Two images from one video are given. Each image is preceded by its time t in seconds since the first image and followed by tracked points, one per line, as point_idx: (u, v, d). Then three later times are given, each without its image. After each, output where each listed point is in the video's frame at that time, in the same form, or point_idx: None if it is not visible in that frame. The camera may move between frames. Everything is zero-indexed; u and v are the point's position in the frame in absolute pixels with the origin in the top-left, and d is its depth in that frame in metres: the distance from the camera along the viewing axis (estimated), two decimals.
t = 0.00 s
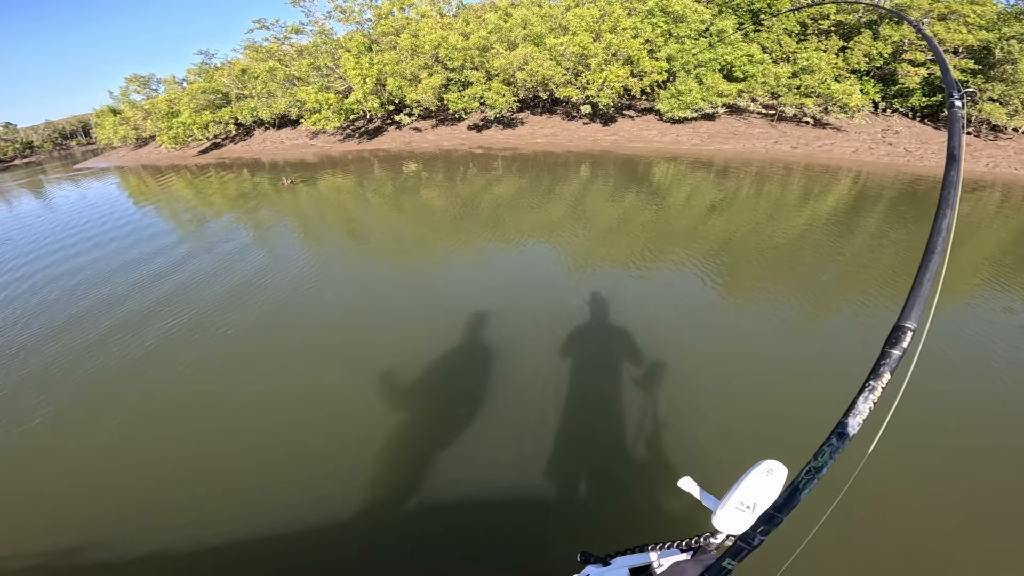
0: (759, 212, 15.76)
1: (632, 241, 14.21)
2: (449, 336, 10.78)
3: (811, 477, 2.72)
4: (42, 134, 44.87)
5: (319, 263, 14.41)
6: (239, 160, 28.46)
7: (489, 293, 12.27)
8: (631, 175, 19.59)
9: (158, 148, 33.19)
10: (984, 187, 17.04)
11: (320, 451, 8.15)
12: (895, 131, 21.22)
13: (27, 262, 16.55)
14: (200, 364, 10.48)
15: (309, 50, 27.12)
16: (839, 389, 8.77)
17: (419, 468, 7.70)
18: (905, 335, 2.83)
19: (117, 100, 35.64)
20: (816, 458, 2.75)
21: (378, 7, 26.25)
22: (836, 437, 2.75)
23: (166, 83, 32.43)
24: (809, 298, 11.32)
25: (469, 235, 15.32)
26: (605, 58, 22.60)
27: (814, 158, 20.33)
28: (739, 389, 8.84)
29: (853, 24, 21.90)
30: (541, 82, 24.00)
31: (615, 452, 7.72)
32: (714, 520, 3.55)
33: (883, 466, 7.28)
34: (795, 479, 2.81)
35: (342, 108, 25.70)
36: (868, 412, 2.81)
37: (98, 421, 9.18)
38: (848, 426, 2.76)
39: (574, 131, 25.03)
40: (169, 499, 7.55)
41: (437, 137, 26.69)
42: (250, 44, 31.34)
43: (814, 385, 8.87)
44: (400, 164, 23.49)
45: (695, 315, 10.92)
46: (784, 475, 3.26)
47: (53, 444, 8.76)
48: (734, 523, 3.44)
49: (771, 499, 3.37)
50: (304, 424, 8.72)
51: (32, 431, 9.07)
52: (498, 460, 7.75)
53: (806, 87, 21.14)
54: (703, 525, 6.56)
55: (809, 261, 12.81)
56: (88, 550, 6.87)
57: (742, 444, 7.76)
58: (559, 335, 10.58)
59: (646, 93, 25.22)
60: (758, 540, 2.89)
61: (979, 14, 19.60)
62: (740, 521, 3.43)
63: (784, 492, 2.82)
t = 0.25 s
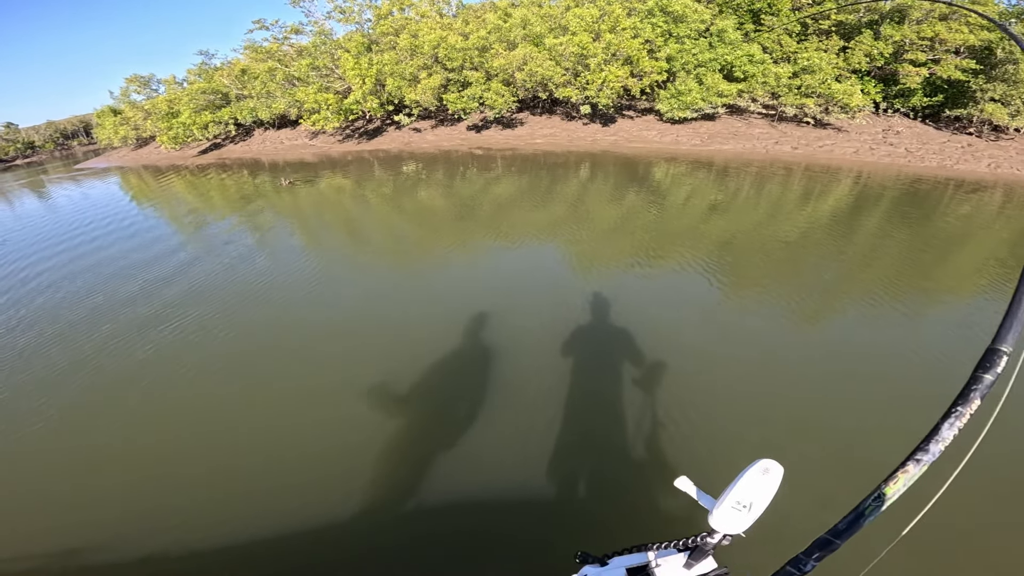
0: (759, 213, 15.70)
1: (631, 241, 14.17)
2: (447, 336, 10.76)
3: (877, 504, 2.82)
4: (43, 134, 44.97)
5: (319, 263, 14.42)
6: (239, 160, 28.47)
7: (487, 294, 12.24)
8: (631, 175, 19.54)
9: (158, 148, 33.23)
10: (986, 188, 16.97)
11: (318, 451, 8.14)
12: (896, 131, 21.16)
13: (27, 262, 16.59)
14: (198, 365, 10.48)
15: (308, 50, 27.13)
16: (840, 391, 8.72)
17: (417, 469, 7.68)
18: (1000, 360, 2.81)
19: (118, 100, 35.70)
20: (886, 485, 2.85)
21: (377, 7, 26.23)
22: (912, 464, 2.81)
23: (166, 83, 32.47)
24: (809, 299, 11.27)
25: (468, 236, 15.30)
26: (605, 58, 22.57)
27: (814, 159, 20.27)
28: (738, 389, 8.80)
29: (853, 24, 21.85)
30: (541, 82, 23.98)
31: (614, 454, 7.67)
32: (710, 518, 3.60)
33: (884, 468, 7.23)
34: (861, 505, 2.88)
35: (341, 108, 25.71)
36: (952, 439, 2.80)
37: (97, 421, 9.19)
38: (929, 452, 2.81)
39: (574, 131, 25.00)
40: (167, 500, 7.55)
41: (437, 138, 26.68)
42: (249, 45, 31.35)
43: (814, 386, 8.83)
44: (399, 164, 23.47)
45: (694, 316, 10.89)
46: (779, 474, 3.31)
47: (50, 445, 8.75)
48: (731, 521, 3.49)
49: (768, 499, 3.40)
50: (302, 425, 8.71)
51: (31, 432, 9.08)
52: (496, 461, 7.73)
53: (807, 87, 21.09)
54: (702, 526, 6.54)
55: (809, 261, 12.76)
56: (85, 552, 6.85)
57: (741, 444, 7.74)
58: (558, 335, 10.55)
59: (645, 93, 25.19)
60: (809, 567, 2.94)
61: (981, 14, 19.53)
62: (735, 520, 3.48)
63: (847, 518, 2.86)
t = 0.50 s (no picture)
0: (759, 214, 15.63)
1: (631, 242, 14.13)
2: (445, 337, 10.74)
3: (891, 505, 2.76)
4: (45, 134, 45.09)
5: (318, 263, 14.43)
6: (238, 161, 28.50)
7: (487, 294, 12.21)
8: (630, 176, 19.50)
9: (158, 148, 33.27)
10: (988, 188, 16.88)
11: (316, 451, 8.13)
12: (897, 131, 21.09)
13: (28, 261, 16.66)
14: (196, 366, 10.45)
15: (307, 50, 27.14)
16: (841, 392, 8.67)
17: (414, 468, 7.66)
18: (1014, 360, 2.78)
19: (118, 100, 35.73)
20: (902, 483, 2.79)
21: (377, 7, 26.23)
22: (928, 463, 2.75)
23: (166, 83, 32.53)
24: (809, 300, 11.23)
25: (468, 236, 15.28)
26: (604, 58, 22.53)
27: (815, 159, 20.21)
28: (737, 390, 8.76)
29: (855, 24, 21.79)
30: (540, 82, 23.96)
31: (613, 454, 7.64)
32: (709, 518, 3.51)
33: (886, 470, 7.18)
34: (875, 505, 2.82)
35: (340, 109, 25.72)
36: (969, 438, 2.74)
37: (95, 422, 9.18)
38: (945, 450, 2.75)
39: (573, 132, 24.96)
40: (165, 500, 7.55)
41: (436, 138, 26.66)
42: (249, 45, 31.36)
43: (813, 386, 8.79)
44: (398, 165, 23.46)
45: (694, 316, 10.84)
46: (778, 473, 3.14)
47: (48, 447, 8.72)
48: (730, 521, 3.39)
49: (766, 498, 3.25)
50: (300, 425, 8.68)
51: (28, 432, 9.06)
52: (494, 461, 7.69)
53: (808, 87, 21.03)
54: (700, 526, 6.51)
55: (809, 262, 12.70)
56: (82, 554, 6.81)
57: (740, 445, 7.70)
58: (557, 336, 10.51)
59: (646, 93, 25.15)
60: (820, 569, 2.84)
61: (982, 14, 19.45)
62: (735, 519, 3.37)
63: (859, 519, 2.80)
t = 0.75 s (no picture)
0: (759, 215, 15.58)
1: (630, 243, 14.10)
2: (444, 337, 10.72)
3: (918, 518, 2.64)
4: (47, 133, 45.23)
5: (318, 264, 14.42)
6: (239, 160, 28.55)
7: (486, 295, 12.17)
8: (630, 176, 19.47)
9: (159, 148, 33.35)
10: (989, 189, 16.81)
11: (314, 452, 8.12)
12: (899, 132, 21.01)
13: (31, 261, 16.73)
14: (196, 366, 10.45)
15: (307, 51, 27.16)
16: (842, 393, 8.62)
17: (411, 469, 7.64)
18: None
19: (119, 100, 35.78)
20: (930, 498, 2.64)
21: (377, 7, 26.23)
22: (960, 476, 2.59)
23: (168, 83, 32.61)
24: (810, 301, 11.17)
25: (467, 237, 15.26)
26: (604, 58, 22.50)
27: (815, 160, 20.16)
28: (737, 391, 8.72)
29: (856, 24, 21.71)
30: (540, 83, 23.94)
31: (611, 455, 7.61)
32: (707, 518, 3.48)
33: (887, 473, 7.14)
34: (900, 517, 2.72)
35: (340, 109, 25.72)
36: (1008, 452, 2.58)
37: (94, 422, 9.20)
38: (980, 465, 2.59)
39: (573, 132, 24.92)
40: (162, 500, 7.55)
41: (436, 138, 26.65)
42: (250, 45, 31.39)
43: (813, 388, 8.74)
44: (398, 165, 23.46)
45: (694, 317, 10.80)
46: (773, 472, 3.22)
47: (48, 447, 8.75)
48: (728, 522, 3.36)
49: (761, 497, 3.25)
50: (297, 426, 8.68)
51: (27, 433, 9.07)
52: (491, 462, 7.66)
53: (809, 87, 20.97)
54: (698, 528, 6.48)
55: (810, 264, 12.65)
56: (80, 557, 6.80)
57: (739, 446, 7.67)
58: (555, 337, 10.48)
59: (646, 94, 25.11)
60: None
61: (985, 14, 19.36)
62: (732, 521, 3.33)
63: (883, 530, 2.72)
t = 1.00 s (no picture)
0: (760, 216, 15.52)
1: (630, 244, 14.06)
2: (443, 338, 10.70)
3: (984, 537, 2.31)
4: (49, 133, 45.32)
5: (318, 264, 14.41)
6: (239, 160, 28.57)
7: (486, 296, 12.12)
8: (631, 177, 19.43)
9: (159, 147, 33.39)
10: (992, 190, 16.73)
11: (312, 452, 8.11)
12: (901, 133, 20.93)
13: (32, 260, 16.76)
14: (194, 367, 10.43)
15: (307, 50, 27.15)
16: (843, 395, 8.56)
17: (410, 468, 7.63)
18: None
19: (120, 100, 35.83)
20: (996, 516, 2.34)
21: (377, 7, 26.23)
22: None
23: (168, 83, 32.66)
24: (811, 302, 11.12)
25: (467, 237, 15.24)
26: (605, 58, 22.45)
27: (816, 161, 20.10)
28: (736, 392, 8.69)
29: (858, 24, 21.64)
30: (540, 83, 23.90)
31: (610, 454, 7.60)
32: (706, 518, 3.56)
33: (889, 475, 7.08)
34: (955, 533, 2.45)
35: (339, 109, 25.71)
36: None
37: (93, 422, 9.20)
38: None
39: (573, 132, 24.87)
40: (161, 500, 7.55)
41: (436, 138, 26.62)
42: (250, 44, 31.40)
43: (813, 389, 8.70)
44: (398, 165, 23.45)
45: (694, 318, 10.76)
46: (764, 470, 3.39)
47: (47, 446, 8.76)
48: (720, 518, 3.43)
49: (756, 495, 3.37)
50: (296, 425, 8.67)
51: (21, 434, 9.02)
52: (490, 461, 7.65)
53: (810, 87, 20.90)
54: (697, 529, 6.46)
55: (811, 265, 12.60)
56: (76, 559, 6.75)
57: (738, 447, 7.64)
58: (554, 337, 10.45)
59: (647, 94, 25.06)
60: None
61: (988, 15, 19.27)
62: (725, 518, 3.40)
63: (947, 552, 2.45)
